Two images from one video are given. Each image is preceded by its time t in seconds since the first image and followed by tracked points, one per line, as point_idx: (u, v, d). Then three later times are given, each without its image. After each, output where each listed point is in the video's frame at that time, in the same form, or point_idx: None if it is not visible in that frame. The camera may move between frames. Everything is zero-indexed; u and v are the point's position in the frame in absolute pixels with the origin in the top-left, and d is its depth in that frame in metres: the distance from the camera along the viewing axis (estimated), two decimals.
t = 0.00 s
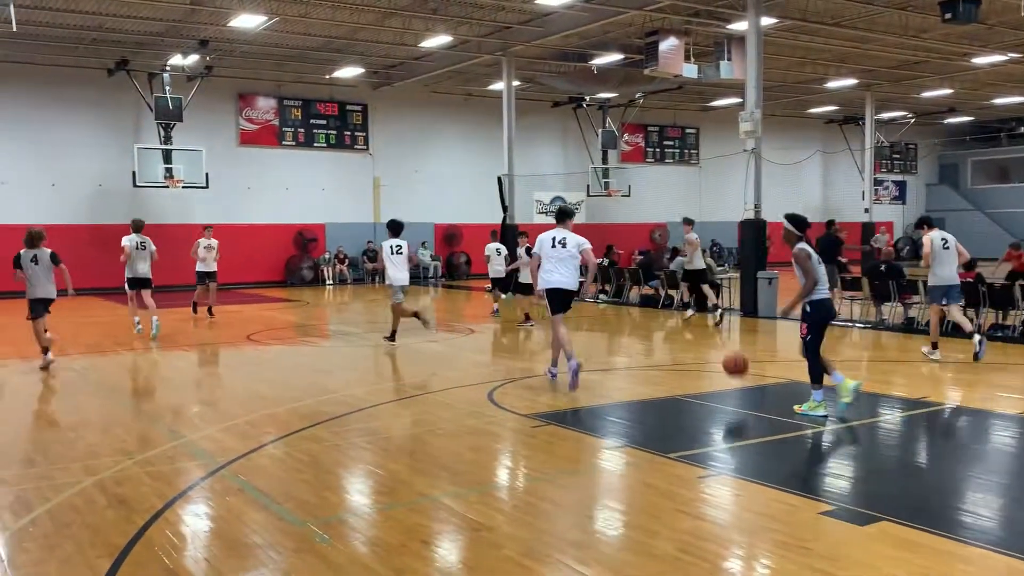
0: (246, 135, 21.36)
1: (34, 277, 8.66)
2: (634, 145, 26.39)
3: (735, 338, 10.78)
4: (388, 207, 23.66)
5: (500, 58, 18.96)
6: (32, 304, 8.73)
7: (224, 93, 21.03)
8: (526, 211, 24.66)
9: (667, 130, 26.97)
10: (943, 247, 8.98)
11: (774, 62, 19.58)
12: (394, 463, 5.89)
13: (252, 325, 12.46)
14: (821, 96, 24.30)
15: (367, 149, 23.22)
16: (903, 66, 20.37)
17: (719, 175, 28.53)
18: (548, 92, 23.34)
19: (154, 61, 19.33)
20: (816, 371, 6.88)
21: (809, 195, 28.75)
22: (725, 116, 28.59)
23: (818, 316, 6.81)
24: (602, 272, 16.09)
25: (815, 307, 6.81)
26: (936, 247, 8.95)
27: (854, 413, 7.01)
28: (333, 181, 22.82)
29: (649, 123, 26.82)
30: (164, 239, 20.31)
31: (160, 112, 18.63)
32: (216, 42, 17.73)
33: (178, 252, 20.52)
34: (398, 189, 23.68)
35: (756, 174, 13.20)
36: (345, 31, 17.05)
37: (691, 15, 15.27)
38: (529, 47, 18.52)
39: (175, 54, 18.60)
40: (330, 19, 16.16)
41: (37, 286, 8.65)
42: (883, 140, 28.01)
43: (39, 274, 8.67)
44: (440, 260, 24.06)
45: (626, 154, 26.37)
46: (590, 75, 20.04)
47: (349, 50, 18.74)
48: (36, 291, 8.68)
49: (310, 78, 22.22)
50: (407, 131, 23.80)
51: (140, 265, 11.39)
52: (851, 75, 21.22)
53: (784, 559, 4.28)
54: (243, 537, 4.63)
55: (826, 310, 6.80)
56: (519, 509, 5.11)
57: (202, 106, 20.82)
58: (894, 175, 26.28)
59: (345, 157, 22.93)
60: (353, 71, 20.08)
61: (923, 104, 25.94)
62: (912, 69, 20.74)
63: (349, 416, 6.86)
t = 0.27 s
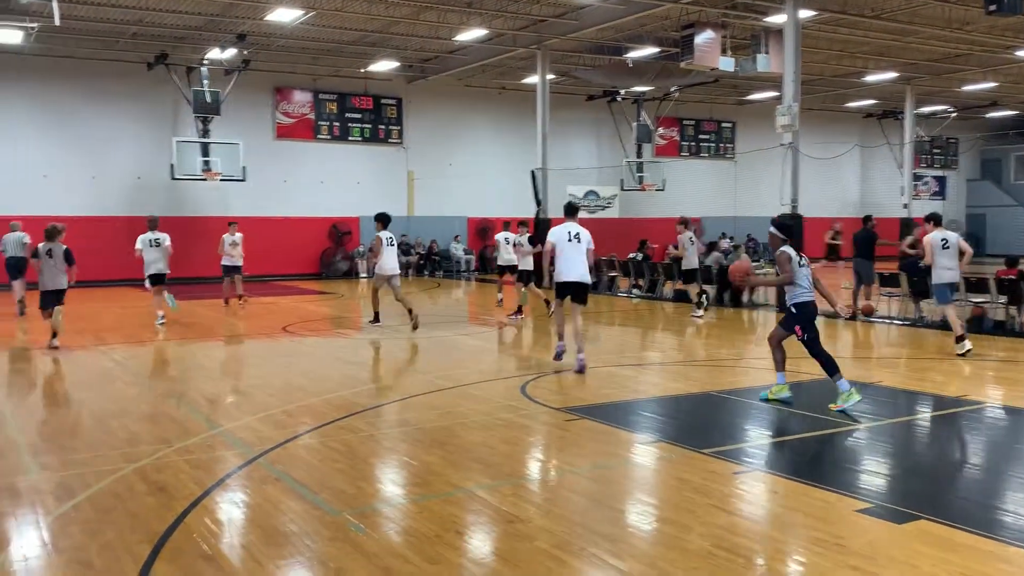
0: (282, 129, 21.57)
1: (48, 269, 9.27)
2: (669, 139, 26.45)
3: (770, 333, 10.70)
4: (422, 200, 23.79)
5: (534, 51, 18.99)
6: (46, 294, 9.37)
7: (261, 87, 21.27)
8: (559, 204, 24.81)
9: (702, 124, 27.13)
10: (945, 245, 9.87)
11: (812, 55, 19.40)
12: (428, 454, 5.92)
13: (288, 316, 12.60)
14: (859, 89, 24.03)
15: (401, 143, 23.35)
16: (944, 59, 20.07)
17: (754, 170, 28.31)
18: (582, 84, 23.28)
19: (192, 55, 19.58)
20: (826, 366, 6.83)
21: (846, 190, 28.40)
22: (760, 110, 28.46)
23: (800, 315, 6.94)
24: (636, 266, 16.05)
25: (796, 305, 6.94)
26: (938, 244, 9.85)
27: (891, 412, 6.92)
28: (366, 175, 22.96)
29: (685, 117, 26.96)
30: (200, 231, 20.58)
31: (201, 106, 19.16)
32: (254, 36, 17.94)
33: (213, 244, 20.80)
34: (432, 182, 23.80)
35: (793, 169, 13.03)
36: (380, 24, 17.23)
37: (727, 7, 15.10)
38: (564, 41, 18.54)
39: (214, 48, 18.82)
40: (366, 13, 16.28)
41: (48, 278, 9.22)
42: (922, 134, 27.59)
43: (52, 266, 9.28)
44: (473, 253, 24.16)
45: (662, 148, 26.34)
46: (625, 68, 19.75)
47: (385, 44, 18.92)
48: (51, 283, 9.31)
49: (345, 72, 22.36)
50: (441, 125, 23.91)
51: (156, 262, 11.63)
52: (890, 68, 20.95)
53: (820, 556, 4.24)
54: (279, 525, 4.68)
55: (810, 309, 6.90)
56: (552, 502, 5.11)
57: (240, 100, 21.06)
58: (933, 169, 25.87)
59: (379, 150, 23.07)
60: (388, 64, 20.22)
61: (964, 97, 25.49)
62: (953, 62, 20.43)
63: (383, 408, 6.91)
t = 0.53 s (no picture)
0: (325, 125, 21.82)
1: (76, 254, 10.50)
2: (711, 133, 26.18)
3: (814, 330, 10.58)
4: (462, 195, 23.91)
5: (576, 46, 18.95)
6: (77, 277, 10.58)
7: (304, 83, 21.51)
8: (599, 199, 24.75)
9: (747, 118, 26.73)
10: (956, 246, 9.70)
11: (859, 48, 19.12)
12: (470, 447, 5.95)
13: (330, 310, 12.74)
14: (907, 82, 23.60)
15: (442, 138, 23.48)
16: (994, 50, 19.66)
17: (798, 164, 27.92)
18: (624, 79, 23.20)
19: (238, 52, 19.88)
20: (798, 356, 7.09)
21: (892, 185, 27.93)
22: (806, 104, 28.09)
23: (778, 303, 7.04)
24: (677, 262, 15.94)
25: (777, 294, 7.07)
26: (949, 245, 9.71)
27: (939, 411, 6.79)
28: (405, 170, 23.09)
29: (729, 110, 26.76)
30: (243, 226, 20.87)
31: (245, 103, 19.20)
32: (298, 32, 18.18)
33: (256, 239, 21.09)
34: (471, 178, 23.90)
35: (839, 163, 12.87)
36: (424, 20, 17.38)
37: None
38: (606, 35, 18.50)
39: (258, 45, 19.10)
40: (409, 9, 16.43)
41: (76, 260, 10.45)
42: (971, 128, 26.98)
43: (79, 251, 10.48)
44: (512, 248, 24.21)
45: (705, 142, 26.19)
46: (668, 62, 19.78)
47: (427, 39, 19.05)
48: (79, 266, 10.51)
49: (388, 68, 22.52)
50: (481, 121, 23.98)
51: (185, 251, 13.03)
52: (939, 60, 20.55)
53: (863, 554, 4.19)
54: (323, 515, 4.74)
55: (790, 297, 6.98)
56: (594, 496, 5.09)
57: (284, 96, 21.35)
58: (983, 164, 25.31)
59: (421, 146, 23.21)
60: (430, 60, 20.35)
61: (1016, 90, 24.88)
62: (1004, 54, 19.99)
63: (425, 401, 6.96)
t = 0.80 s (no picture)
0: (362, 126, 22.01)
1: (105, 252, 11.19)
2: (750, 131, 25.96)
3: (853, 331, 10.43)
4: (498, 195, 23.99)
5: (612, 45, 18.91)
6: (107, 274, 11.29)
7: (341, 85, 21.71)
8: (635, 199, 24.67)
9: (784, 116, 26.56)
10: (960, 237, 10.28)
11: (901, 44, 18.83)
12: (505, 446, 5.96)
13: (366, 309, 12.84)
14: (949, 79, 23.19)
15: (478, 138, 23.60)
16: None
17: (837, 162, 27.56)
18: (659, 77, 23.11)
19: (276, 54, 20.13)
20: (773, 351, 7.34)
21: (934, 183, 27.53)
22: (845, 101, 27.80)
23: (753, 304, 7.28)
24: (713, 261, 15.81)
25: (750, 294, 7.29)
26: (953, 237, 10.25)
27: (982, 413, 6.66)
28: (440, 171, 23.24)
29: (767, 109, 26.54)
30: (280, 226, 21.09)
31: (283, 104, 19.38)
32: (336, 34, 18.41)
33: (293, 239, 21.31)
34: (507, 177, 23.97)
35: (879, 161, 12.70)
36: (460, 21, 17.49)
37: None
38: (643, 34, 18.45)
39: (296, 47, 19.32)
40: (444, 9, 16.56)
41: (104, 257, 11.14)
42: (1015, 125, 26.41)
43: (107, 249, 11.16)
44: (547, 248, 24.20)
45: (742, 141, 25.99)
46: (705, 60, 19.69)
47: (462, 39, 19.14)
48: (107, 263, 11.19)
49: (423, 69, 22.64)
50: (517, 121, 24.00)
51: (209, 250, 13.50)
52: (983, 56, 20.17)
53: (905, 558, 4.10)
54: (360, 512, 4.77)
55: (763, 296, 7.24)
56: (630, 496, 5.06)
57: (322, 98, 21.58)
58: None
59: (457, 147, 23.37)
60: (465, 60, 20.47)
61: None
62: None
63: (460, 400, 6.98)
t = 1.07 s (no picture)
0: (388, 129, 22.12)
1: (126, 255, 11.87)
2: (776, 133, 25.78)
3: (882, 334, 10.32)
4: (522, 198, 24.02)
5: (637, 47, 18.89)
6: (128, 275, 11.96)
7: (367, 89, 21.84)
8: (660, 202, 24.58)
9: (811, 118, 26.32)
10: (947, 237, 11.19)
11: (931, 45, 18.66)
12: (530, 449, 5.94)
13: (391, 312, 12.89)
14: (979, 80, 22.92)
15: (502, 141, 23.64)
16: None
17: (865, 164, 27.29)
18: (684, 79, 23.06)
19: (302, 57, 20.18)
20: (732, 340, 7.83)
21: (963, 185, 27.17)
22: (873, 103, 27.60)
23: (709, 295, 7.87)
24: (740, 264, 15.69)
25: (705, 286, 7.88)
26: (940, 237, 11.18)
27: (1013, 418, 6.55)
28: (465, 174, 23.30)
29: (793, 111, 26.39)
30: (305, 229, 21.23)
31: (309, 108, 19.52)
32: (362, 38, 18.60)
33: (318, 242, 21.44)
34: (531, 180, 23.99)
35: (908, 163, 12.60)
36: (486, 24, 17.60)
37: None
38: (668, 35, 18.42)
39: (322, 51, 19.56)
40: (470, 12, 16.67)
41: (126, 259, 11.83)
42: None
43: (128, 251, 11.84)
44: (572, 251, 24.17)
45: (768, 143, 25.85)
46: (732, 62, 19.64)
47: (487, 42, 19.23)
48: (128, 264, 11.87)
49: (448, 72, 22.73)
50: (542, 124, 24.05)
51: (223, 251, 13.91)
52: (1014, 56, 19.92)
53: (936, 564, 4.03)
54: (386, 514, 4.77)
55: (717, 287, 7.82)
56: (655, 500, 5.02)
57: (347, 102, 21.72)
58: None
59: (481, 150, 23.44)
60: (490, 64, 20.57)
61: None
62: None
63: (484, 403, 6.97)
